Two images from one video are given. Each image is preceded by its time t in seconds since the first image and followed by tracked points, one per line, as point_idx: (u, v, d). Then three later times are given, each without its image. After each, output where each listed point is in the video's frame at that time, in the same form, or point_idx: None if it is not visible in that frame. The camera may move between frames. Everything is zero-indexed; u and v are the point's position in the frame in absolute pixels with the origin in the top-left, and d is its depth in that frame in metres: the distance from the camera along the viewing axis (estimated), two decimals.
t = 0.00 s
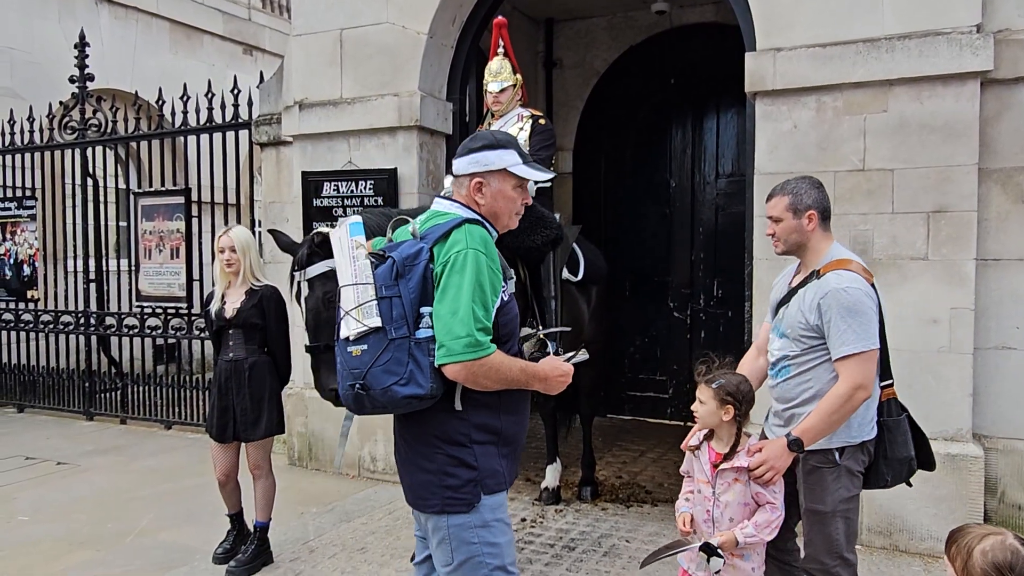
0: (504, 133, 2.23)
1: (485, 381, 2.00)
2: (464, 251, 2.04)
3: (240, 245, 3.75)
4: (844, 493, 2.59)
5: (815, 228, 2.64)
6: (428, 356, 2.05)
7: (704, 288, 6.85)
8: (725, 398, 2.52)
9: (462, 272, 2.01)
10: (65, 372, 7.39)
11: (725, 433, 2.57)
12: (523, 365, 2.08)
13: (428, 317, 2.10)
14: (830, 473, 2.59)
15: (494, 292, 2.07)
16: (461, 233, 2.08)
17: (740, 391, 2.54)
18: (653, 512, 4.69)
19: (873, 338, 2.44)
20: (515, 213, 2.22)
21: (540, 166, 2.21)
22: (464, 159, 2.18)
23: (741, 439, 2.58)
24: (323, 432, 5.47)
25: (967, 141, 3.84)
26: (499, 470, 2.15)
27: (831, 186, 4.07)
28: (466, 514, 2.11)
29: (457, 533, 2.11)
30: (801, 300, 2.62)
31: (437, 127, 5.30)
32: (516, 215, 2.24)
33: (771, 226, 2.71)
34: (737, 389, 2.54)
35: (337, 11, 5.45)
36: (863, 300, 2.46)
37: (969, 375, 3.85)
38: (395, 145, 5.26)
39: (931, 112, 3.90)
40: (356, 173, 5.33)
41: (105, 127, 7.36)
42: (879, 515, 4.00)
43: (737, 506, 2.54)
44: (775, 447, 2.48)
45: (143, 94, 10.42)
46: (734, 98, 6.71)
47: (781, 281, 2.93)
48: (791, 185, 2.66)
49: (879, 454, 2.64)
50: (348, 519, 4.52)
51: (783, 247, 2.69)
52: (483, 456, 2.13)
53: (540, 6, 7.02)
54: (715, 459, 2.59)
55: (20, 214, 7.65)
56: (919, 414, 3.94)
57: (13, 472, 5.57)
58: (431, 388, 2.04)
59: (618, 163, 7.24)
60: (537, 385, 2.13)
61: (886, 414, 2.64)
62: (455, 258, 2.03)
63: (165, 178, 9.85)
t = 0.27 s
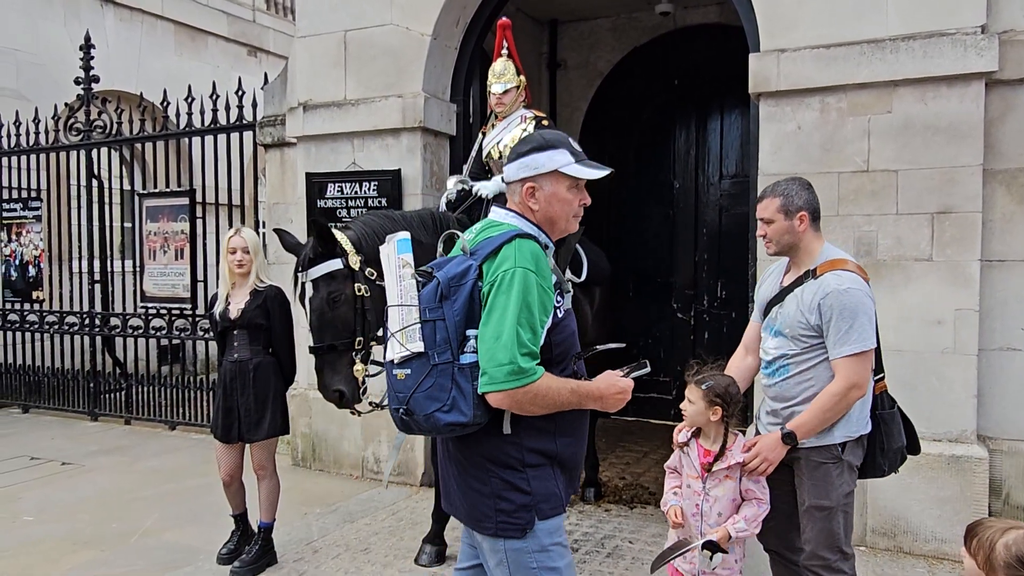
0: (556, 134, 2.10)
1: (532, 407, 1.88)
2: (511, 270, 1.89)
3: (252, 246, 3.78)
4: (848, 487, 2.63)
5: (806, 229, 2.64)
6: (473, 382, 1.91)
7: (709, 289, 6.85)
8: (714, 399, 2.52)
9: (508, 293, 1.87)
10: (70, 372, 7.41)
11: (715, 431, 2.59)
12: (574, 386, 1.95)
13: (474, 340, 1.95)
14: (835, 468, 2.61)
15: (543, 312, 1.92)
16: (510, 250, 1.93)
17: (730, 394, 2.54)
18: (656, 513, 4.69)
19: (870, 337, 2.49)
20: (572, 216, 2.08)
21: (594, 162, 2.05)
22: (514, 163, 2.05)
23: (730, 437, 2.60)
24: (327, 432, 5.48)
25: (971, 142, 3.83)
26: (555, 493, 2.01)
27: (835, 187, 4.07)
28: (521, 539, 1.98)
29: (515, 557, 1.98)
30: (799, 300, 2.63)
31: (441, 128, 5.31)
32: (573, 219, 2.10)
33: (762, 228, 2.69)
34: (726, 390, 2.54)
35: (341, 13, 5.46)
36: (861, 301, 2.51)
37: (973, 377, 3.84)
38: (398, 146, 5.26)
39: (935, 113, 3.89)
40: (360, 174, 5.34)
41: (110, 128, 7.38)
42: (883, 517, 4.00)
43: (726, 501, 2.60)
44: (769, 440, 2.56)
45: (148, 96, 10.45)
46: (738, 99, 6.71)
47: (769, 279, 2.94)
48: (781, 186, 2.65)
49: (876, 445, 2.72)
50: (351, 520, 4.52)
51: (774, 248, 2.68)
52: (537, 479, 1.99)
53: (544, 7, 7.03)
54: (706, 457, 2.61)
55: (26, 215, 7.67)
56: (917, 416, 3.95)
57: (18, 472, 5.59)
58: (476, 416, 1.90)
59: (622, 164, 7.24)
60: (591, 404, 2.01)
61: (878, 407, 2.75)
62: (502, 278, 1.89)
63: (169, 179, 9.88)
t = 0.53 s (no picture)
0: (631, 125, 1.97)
1: (596, 421, 1.74)
2: (574, 273, 1.76)
3: (264, 250, 3.82)
4: (847, 488, 2.63)
5: (802, 234, 2.69)
6: (535, 395, 1.80)
7: (715, 293, 6.84)
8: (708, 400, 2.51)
9: (569, 299, 1.74)
10: (79, 375, 7.46)
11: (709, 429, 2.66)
12: (646, 398, 1.79)
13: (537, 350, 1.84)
14: (834, 468, 2.63)
15: (610, 320, 1.78)
16: (574, 253, 1.80)
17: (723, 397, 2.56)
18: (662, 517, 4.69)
19: (861, 339, 2.50)
20: (651, 212, 1.94)
21: (674, 153, 1.92)
22: (587, 161, 1.92)
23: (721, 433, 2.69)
24: (334, 435, 5.49)
25: (978, 146, 3.83)
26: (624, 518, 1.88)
27: (842, 190, 4.07)
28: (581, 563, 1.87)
29: None
30: (793, 304, 2.68)
31: (448, 133, 5.33)
32: (652, 215, 1.96)
33: (758, 234, 2.75)
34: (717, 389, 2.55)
35: (349, 17, 5.49)
36: (853, 304, 2.52)
37: (981, 381, 3.83)
38: (406, 151, 5.28)
39: (942, 117, 3.89)
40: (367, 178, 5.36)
41: (120, 132, 7.42)
42: (890, 522, 3.99)
43: (715, 495, 2.67)
44: (757, 436, 2.56)
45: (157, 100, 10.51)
46: (745, 103, 6.69)
47: (768, 283, 2.99)
48: (776, 194, 2.71)
49: (876, 444, 2.72)
50: (358, 523, 4.54)
51: (771, 254, 2.74)
52: (603, 503, 1.87)
53: (550, 12, 7.05)
54: (699, 452, 2.72)
55: (35, 219, 7.72)
56: (923, 421, 3.94)
57: (27, 474, 5.62)
58: (538, 431, 1.78)
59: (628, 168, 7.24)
60: (670, 418, 1.84)
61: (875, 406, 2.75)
62: (564, 283, 1.76)
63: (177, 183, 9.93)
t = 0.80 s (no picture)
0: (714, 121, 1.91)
1: (650, 427, 1.67)
2: (640, 271, 1.70)
3: (269, 253, 3.82)
4: (846, 490, 2.64)
5: (802, 238, 2.71)
6: (590, 395, 1.78)
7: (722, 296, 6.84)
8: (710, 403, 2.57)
9: (631, 297, 1.68)
10: (87, 378, 7.50)
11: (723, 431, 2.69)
12: (708, 407, 1.69)
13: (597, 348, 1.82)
14: (832, 469, 2.65)
15: (677, 323, 1.69)
16: (643, 250, 1.74)
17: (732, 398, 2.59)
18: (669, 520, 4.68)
19: (858, 340, 2.50)
20: (740, 210, 1.87)
21: (759, 150, 1.89)
22: (676, 156, 1.84)
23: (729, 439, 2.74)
24: (341, 438, 5.51)
25: (985, 149, 3.82)
26: (674, 537, 1.80)
27: (849, 194, 4.07)
28: None
29: None
30: (791, 307, 2.69)
31: (454, 136, 5.34)
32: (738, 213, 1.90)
33: (759, 238, 2.78)
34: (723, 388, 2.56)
35: (356, 22, 5.52)
36: (849, 305, 2.53)
37: (988, 384, 3.82)
38: (412, 154, 5.30)
39: (949, 120, 3.89)
40: (374, 182, 5.39)
41: (128, 136, 7.46)
42: (898, 526, 3.98)
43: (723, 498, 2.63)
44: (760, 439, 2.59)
45: (166, 105, 10.58)
46: (751, 106, 6.71)
47: (769, 290, 3.01)
48: (776, 198, 2.74)
49: (877, 446, 2.72)
50: (365, 526, 4.55)
51: (771, 257, 2.77)
52: (653, 519, 1.79)
53: (557, 15, 7.07)
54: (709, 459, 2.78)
55: (45, 223, 7.76)
56: (930, 424, 3.94)
57: (36, 476, 5.65)
58: (589, 431, 1.75)
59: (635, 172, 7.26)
60: (735, 431, 1.73)
61: (877, 409, 2.75)
62: (629, 280, 1.70)
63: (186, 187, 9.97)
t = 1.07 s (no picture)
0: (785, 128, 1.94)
1: (715, 437, 1.66)
2: (698, 279, 1.71)
3: (270, 255, 3.80)
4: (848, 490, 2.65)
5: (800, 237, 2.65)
6: (653, 408, 1.77)
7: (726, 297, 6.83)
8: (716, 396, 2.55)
9: (689, 306, 1.69)
10: (92, 380, 7.51)
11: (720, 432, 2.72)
12: (777, 416, 1.66)
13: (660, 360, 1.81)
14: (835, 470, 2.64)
15: (739, 329, 1.67)
16: (702, 258, 1.75)
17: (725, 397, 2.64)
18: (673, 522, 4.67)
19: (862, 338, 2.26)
20: (819, 216, 1.88)
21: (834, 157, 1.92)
22: (758, 161, 1.84)
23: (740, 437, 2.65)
24: (345, 439, 5.51)
25: (991, 149, 3.81)
26: (764, 557, 1.74)
27: (854, 195, 4.06)
28: None
29: None
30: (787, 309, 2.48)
31: (458, 138, 5.34)
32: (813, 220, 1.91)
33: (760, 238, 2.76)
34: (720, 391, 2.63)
35: (360, 24, 5.52)
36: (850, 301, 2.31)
37: (994, 386, 3.81)
38: (417, 156, 5.31)
39: (955, 121, 3.88)
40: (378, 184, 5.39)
41: (133, 138, 7.47)
42: (903, 528, 3.97)
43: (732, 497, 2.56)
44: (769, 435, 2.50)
45: (170, 107, 10.60)
46: (756, 107, 6.71)
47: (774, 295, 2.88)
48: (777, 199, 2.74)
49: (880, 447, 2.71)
50: (369, 527, 4.55)
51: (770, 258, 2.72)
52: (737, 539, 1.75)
53: (561, 16, 7.06)
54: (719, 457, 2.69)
55: (50, 225, 7.78)
56: (936, 426, 3.92)
57: (41, 478, 5.66)
58: (655, 445, 1.74)
59: (640, 175, 7.28)
60: (811, 440, 1.68)
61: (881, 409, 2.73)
62: (688, 289, 1.71)
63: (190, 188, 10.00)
